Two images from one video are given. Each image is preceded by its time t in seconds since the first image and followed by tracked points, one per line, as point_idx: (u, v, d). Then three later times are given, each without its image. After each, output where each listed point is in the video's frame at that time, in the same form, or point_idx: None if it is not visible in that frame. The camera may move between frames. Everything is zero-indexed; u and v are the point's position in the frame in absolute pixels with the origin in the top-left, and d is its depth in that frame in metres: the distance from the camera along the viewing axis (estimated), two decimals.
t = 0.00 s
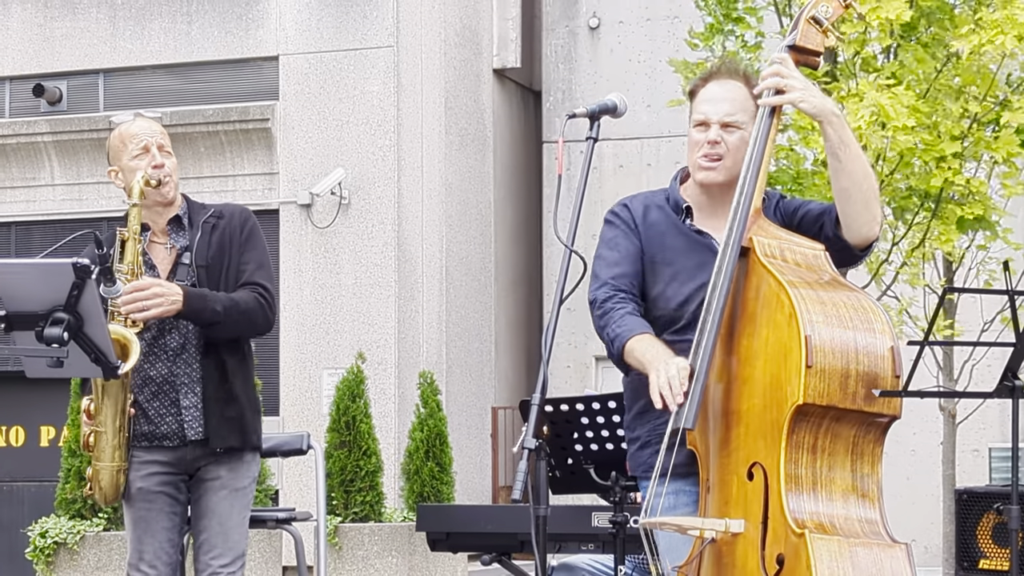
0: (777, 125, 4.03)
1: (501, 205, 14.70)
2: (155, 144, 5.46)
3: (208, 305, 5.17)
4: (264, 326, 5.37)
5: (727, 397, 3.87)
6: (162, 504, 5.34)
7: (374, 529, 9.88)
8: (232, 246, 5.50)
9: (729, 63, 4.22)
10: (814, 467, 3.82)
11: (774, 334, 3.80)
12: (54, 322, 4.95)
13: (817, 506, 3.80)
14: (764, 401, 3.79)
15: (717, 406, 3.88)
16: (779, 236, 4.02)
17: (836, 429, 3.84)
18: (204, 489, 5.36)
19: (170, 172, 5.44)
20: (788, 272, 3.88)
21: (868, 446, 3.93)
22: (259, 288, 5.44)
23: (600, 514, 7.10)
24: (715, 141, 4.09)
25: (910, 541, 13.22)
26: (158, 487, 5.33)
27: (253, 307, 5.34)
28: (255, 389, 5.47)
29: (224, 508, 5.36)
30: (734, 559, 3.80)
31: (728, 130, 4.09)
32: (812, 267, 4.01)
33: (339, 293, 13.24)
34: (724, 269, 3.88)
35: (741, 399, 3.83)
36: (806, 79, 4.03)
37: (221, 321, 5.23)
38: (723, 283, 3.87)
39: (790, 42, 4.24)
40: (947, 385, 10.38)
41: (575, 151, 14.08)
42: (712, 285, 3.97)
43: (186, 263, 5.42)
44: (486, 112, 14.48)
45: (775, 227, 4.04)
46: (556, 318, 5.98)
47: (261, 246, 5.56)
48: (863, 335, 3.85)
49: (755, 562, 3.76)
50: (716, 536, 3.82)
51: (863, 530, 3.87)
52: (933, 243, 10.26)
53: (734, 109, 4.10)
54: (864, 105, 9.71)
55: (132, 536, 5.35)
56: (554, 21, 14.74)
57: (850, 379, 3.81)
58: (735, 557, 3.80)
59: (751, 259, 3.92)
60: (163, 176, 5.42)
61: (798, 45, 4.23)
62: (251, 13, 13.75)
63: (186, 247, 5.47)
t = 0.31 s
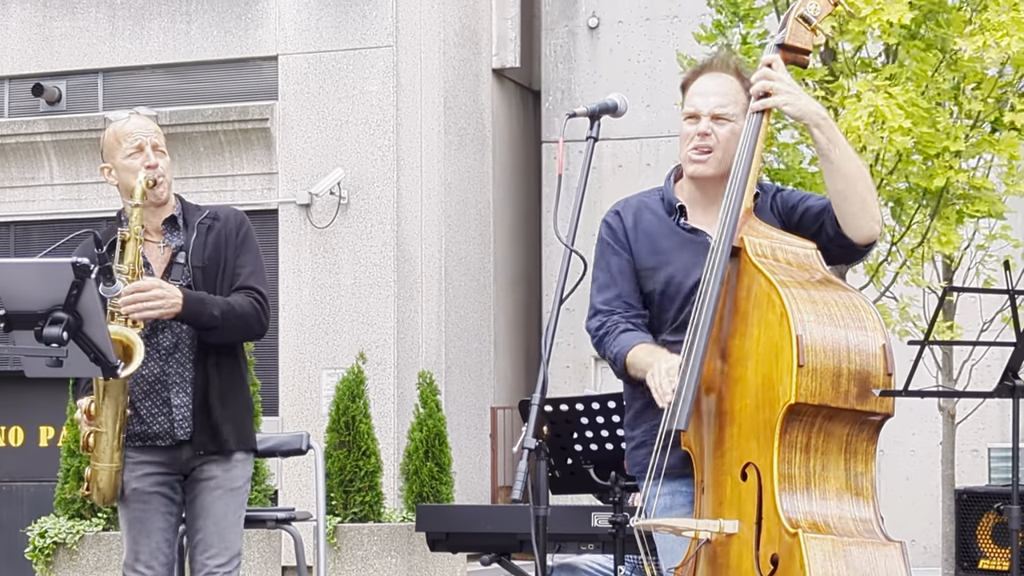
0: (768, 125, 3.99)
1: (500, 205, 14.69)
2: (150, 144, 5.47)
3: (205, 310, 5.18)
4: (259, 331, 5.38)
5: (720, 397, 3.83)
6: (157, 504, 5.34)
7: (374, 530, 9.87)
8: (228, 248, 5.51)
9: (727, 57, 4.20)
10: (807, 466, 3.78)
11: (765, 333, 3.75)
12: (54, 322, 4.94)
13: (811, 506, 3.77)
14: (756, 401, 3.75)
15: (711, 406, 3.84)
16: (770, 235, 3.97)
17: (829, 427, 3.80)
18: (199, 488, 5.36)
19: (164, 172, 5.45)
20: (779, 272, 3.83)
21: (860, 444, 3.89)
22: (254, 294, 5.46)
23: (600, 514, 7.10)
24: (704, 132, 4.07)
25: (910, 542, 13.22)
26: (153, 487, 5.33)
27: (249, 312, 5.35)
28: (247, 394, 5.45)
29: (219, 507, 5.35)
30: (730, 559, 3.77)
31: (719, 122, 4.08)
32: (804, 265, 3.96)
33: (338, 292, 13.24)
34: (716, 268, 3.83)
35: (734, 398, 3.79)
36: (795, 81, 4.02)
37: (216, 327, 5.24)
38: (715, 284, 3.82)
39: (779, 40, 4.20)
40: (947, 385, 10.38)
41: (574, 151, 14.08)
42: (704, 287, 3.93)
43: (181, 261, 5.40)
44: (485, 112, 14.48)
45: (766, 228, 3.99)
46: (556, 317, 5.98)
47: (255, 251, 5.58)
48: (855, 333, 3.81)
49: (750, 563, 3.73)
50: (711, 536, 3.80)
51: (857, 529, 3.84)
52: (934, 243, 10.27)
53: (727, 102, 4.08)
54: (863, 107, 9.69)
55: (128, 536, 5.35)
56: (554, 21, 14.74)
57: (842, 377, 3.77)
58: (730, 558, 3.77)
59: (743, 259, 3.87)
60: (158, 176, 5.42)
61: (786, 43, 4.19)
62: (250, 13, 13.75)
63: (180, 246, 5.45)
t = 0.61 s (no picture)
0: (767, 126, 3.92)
1: (500, 206, 14.64)
2: (147, 147, 5.42)
3: (203, 323, 5.17)
4: (253, 347, 5.33)
5: (721, 399, 3.77)
6: (153, 508, 5.29)
7: (374, 532, 9.82)
8: (228, 261, 5.46)
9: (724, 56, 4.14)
10: (807, 469, 3.72)
11: (764, 336, 3.69)
12: (53, 324, 4.89)
13: (811, 509, 3.70)
14: (755, 404, 3.69)
15: (712, 409, 3.79)
16: (769, 235, 3.90)
17: (829, 430, 3.73)
18: (194, 491, 5.32)
19: (162, 174, 5.41)
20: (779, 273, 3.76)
21: (861, 446, 3.81)
22: (250, 309, 5.43)
23: (601, 517, 7.05)
24: (702, 132, 4.00)
25: (911, 544, 13.19)
26: (148, 490, 5.29)
27: (244, 328, 5.31)
28: (245, 399, 5.44)
29: (214, 510, 5.32)
30: (730, 563, 3.72)
31: (716, 122, 4.01)
32: (804, 265, 3.89)
33: (337, 293, 13.19)
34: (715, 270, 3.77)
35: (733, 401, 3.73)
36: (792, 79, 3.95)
37: (212, 341, 5.21)
38: (713, 287, 3.76)
39: (777, 41, 4.15)
40: (950, 387, 10.34)
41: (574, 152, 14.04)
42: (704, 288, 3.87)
43: (181, 267, 5.37)
44: (485, 112, 14.43)
45: (765, 230, 3.92)
46: (558, 320, 5.95)
47: (254, 265, 5.54)
48: (854, 335, 3.73)
49: (749, 567, 3.67)
50: (712, 541, 3.75)
51: (859, 532, 3.76)
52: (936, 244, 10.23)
53: (725, 101, 4.02)
54: (870, 104, 9.64)
55: (124, 540, 5.30)
56: (554, 20, 14.70)
57: (840, 380, 3.69)
58: (730, 562, 3.72)
59: (742, 261, 3.80)
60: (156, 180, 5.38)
61: (785, 43, 4.14)
62: (249, 13, 13.69)
63: (181, 252, 5.41)
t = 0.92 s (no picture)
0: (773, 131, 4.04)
1: (500, 206, 14.64)
2: (144, 151, 5.44)
3: (201, 325, 5.17)
4: (251, 349, 5.33)
5: (725, 404, 3.84)
6: (152, 510, 5.31)
7: (373, 532, 9.83)
8: (225, 264, 5.46)
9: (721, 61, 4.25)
10: (810, 473, 3.79)
11: (769, 340, 3.76)
12: (53, 328, 4.89)
13: (814, 513, 3.78)
14: (759, 408, 3.76)
15: (716, 414, 3.86)
16: (773, 241, 3.99)
17: (832, 435, 3.80)
18: (194, 493, 5.34)
19: (159, 178, 5.41)
20: (783, 279, 3.84)
21: (864, 450, 3.88)
22: (248, 312, 5.42)
23: (601, 519, 7.08)
24: (704, 134, 4.09)
25: (911, 544, 13.20)
26: (148, 493, 5.30)
27: (241, 330, 5.30)
28: (245, 403, 5.45)
29: (214, 513, 5.34)
30: (733, 567, 3.79)
31: (717, 124, 4.11)
32: (807, 272, 3.97)
33: (338, 293, 13.20)
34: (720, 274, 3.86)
35: (738, 405, 3.81)
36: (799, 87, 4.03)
37: (210, 343, 5.21)
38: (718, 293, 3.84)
39: (782, 47, 4.18)
40: (951, 389, 10.35)
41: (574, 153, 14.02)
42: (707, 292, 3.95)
43: (178, 272, 5.39)
44: (485, 113, 14.42)
45: (769, 234, 4.01)
46: (558, 323, 5.96)
47: (252, 268, 5.52)
48: (858, 340, 3.81)
49: (752, 570, 3.74)
50: (715, 544, 3.82)
51: (860, 537, 3.83)
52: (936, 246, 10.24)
53: (725, 104, 4.12)
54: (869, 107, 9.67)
55: (124, 543, 5.31)
56: (554, 21, 14.70)
57: (845, 385, 3.77)
58: (733, 565, 3.79)
59: (747, 267, 3.88)
60: (152, 183, 5.39)
61: (790, 50, 4.17)
62: (250, 13, 13.70)
63: (178, 256, 5.43)
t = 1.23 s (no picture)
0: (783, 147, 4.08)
1: (503, 214, 14.65)
2: (150, 165, 5.47)
3: (204, 345, 5.17)
4: (252, 368, 5.33)
5: (735, 416, 3.87)
6: (156, 521, 5.32)
7: (376, 540, 9.84)
8: (231, 280, 5.46)
9: (709, 79, 4.40)
10: (820, 486, 3.81)
11: (780, 352, 3.80)
12: (59, 339, 4.91)
13: (824, 525, 3.79)
14: (769, 419, 3.79)
15: (726, 425, 3.88)
16: (784, 254, 4.01)
17: (842, 447, 3.83)
18: (197, 504, 5.33)
19: (165, 193, 5.45)
20: (794, 292, 3.88)
21: (874, 464, 3.91)
22: (251, 330, 5.42)
23: (605, 529, 7.09)
24: (700, 150, 4.23)
25: (915, 553, 13.21)
26: (151, 503, 5.32)
27: (243, 349, 5.31)
28: (250, 417, 5.46)
29: (216, 523, 5.32)
30: None
31: (712, 140, 4.25)
32: (817, 285, 4.00)
33: (341, 301, 13.22)
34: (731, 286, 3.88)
35: (748, 417, 3.83)
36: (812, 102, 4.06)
37: (212, 362, 5.21)
38: (728, 304, 3.87)
39: (794, 62, 4.20)
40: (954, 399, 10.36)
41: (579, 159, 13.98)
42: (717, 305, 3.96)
43: (185, 289, 5.38)
44: (488, 121, 14.41)
45: (779, 247, 4.04)
46: (562, 334, 5.95)
47: (257, 284, 5.54)
48: (868, 354, 3.84)
49: None
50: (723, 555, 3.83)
51: (870, 549, 3.85)
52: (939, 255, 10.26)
53: (718, 121, 4.26)
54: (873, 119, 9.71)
55: (127, 553, 5.33)
56: (558, 29, 14.71)
57: (856, 398, 3.80)
58: None
59: (757, 279, 3.92)
60: (159, 198, 5.43)
61: (803, 65, 4.19)
62: (254, 22, 13.71)
63: (186, 272, 5.43)
